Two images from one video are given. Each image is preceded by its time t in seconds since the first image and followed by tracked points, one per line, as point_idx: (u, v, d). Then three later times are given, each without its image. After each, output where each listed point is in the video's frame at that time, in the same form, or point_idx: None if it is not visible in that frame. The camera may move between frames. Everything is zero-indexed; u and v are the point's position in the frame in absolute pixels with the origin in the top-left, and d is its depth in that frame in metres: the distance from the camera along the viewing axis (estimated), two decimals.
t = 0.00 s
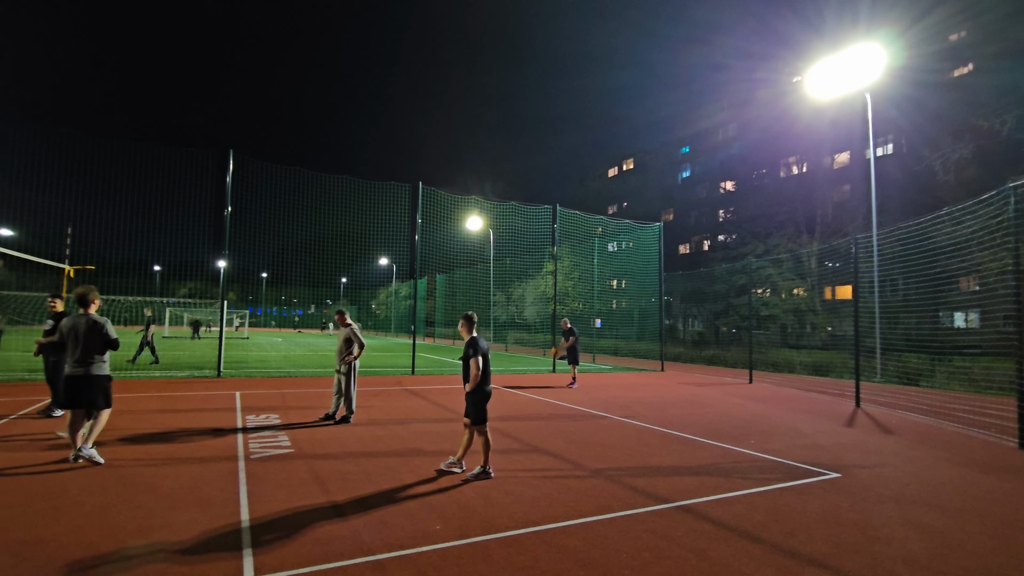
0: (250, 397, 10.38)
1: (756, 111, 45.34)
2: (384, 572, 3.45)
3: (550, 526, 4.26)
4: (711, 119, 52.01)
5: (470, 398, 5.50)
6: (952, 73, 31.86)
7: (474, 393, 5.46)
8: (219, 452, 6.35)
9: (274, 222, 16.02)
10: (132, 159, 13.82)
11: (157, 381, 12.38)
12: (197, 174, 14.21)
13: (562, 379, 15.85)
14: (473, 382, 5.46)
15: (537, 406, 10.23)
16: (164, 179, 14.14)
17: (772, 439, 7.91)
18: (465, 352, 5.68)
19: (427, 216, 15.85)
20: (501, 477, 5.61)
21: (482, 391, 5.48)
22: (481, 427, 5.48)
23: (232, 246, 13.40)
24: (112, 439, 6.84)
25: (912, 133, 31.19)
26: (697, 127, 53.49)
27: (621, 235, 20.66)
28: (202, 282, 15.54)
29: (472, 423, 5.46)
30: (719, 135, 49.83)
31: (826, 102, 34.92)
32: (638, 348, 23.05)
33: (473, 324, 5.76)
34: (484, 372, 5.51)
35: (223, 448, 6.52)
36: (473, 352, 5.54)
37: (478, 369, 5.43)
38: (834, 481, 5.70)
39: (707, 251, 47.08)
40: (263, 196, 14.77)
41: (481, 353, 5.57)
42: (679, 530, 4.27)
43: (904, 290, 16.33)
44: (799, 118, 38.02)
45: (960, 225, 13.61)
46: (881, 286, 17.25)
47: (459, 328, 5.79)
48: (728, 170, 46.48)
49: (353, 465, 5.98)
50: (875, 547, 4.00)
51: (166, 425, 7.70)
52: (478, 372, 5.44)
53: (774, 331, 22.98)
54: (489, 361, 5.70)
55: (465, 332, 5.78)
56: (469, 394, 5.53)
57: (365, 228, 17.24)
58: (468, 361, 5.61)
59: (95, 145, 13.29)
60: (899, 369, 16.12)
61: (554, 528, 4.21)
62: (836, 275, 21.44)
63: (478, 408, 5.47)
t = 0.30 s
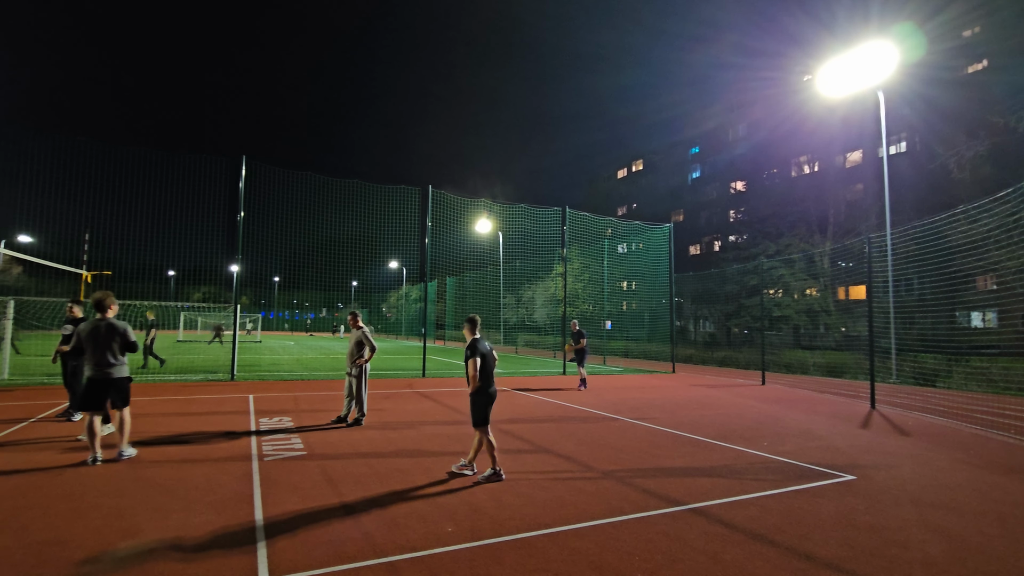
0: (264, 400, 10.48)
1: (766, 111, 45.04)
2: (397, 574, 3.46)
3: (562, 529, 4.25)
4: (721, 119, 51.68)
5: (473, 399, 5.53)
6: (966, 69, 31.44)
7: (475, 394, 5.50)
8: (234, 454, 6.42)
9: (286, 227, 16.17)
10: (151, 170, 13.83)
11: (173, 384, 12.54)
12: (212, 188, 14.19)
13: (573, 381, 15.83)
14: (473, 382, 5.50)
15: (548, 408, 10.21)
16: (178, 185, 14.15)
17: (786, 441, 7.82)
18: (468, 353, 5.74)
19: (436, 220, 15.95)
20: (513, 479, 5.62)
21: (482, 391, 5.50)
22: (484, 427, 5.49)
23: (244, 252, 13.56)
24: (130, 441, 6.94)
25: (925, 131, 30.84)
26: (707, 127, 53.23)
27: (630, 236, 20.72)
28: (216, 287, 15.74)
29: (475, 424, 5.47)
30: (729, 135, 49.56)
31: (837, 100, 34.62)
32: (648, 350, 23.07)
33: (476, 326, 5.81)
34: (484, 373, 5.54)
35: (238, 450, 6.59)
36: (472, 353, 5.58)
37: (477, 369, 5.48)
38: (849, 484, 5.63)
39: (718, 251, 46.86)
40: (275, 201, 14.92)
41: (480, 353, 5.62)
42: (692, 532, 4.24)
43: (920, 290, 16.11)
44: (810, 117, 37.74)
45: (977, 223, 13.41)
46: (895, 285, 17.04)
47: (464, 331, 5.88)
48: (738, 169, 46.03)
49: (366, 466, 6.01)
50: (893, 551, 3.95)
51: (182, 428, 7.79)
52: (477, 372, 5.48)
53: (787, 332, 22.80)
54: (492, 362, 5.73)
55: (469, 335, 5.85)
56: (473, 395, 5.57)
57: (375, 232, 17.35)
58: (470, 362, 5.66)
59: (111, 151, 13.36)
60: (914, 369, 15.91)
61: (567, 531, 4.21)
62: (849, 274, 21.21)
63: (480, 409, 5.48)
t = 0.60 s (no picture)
0: (283, 406, 10.60)
1: (782, 109, 44.51)
2: None
3: (581, 534, 4.23)
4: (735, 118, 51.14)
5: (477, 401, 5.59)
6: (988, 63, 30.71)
7: (480, 396, 5.57)
8: (256, 458, 6.50)
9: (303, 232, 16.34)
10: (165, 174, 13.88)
11: (194, 391, 12.75)
12: (229, 190, 14.32)
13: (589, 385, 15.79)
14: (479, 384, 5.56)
15: (564, 412, 10.17)
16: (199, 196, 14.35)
17: (807, 444, 7.69)
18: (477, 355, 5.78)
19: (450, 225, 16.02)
20: (532, 483, 5.60)
21: (484, 394, 5.55)
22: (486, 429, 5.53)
23: (262, 258, 13.75)
24: (154, 446, 7.06)
25: (947, 127, 30.22)
26: (721, 127, 52.77)
27: (646, 238, 20.35)
28: (236, 293, 16.07)
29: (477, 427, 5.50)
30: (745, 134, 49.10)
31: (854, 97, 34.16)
32: (664, 351, 23.03)
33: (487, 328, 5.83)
34: (489, 376, 5.58)
35: (258, 455, 6.68)
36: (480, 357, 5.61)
37: (483, 373, 5.53)
38: (873, 488, 5.52)
39: (735, 252, 46.37)
40: (292, 208, 15.09)
41: (489, 357, 5.63)
42: (711, 537, 4.20)
43: (944, 289, 15.74)
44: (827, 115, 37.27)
45: (1002, 221, 13.09)
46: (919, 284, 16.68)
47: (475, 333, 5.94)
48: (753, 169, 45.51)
49: (385, 469, 6.05)
50: (918, 557, 3.86)
51: (204, 433, 7.92)
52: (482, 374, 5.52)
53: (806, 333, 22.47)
54: (500, 366, 5.74)
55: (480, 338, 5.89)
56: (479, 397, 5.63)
57: (389, 237, 17.40)
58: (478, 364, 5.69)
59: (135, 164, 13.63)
60: (939, 370, 15.53)
61: (585, 536, 4.19)
62: (870, 274, 20.83)
63: (483, 413, 5.52)
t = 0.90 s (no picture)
0: (325, 410, 10.89)
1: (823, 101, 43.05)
2: None
3: (621, 539, 4.18)
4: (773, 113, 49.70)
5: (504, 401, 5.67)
6: None
7: (507, 398, 5.64)
8: (300, 460, 6.70)
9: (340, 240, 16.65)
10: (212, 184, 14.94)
11: (241, 395, 13.24)
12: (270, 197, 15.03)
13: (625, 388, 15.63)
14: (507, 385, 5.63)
15: (601, 416, 10.09)
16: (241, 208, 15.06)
17: (856, 449, 7.37)
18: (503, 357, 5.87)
19: (485, 229, 16.34)
20: (569, 487, 5.57)
21: (512, 395, 5.62)
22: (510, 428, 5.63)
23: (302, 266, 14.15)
24: (204, 449, 7.36)
25: (1004, 113, 28.58)
26: (759, 122, 51.41)
27: (681, 239, 20.39)
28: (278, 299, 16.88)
29: (500, 425, 5.61)
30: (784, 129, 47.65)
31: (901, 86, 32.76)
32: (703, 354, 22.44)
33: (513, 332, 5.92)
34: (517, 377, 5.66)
35: (303, 456, 6.89)
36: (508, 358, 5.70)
37: (510, 374, 5.60)
38: (930, 496, 5.25)
39: (776, 251, 45.03)
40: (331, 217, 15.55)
41: (516, 359, 5.70)
42: (755, 544, 4.09)
43: (1004, 285, 14.87)
44: (872, 106, 35.81)
45: None
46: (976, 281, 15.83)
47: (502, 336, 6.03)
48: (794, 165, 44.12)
49: (423, 471, 6.14)
50: (981, 569, 3.66)
51: (251, 437, 8.21)
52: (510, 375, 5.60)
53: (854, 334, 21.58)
54: (529, 369, 5.81)
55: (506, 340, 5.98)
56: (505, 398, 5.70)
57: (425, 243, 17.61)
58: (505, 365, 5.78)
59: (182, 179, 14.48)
60: (1001, 371, 14.66)
61: (624, 541, 4.14)
62: (922, 271, 19.88)
63: (510, 412, 5.61)
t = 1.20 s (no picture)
0: (389, 415, 11.21)
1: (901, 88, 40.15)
2: None
3: (689, 554, 4.06)
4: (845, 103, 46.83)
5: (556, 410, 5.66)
6: None
7: (558, 406, 5.63)
8: (368, 464, 6.92)
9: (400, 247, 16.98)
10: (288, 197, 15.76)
11: (312, 400, 13.86)
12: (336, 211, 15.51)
13: (688, 395, 15.16)
14: (558, 394, 5.63)
15: (665, 423, 9.80)
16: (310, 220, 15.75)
17: (950, 463, 6.76)
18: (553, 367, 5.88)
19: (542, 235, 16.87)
20: (635, 497, 5.45)
21: (566, 403, 5.60)
22: (566, 437, 5.60)
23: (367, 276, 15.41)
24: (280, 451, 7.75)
25: None
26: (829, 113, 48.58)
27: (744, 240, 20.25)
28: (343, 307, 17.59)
29: (557, 435, 5.59)
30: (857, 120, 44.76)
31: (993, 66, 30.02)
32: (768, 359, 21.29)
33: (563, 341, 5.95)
34: (569, 386, 5.64)
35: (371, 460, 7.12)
36: (559, 367, 5.71)
37: (561, 384, 5.60)
38: None
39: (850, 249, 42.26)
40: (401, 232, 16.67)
41: (567, 368, 5.70)
42: (838, 565, 3.84)
43: None
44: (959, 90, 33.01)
45: None
46: None
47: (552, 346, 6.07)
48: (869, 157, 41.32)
49: (487, 477, 6.18)
50: None
51: (322, 441, 8.57)
52: (562, 384, 5.59)
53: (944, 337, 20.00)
54: (579, 377, 5.78)
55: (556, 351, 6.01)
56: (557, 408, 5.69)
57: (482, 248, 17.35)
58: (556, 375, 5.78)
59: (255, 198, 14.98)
60: None
61: (694, 557, 4.00)
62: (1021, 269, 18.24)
63: (563, 421, 5.58)
